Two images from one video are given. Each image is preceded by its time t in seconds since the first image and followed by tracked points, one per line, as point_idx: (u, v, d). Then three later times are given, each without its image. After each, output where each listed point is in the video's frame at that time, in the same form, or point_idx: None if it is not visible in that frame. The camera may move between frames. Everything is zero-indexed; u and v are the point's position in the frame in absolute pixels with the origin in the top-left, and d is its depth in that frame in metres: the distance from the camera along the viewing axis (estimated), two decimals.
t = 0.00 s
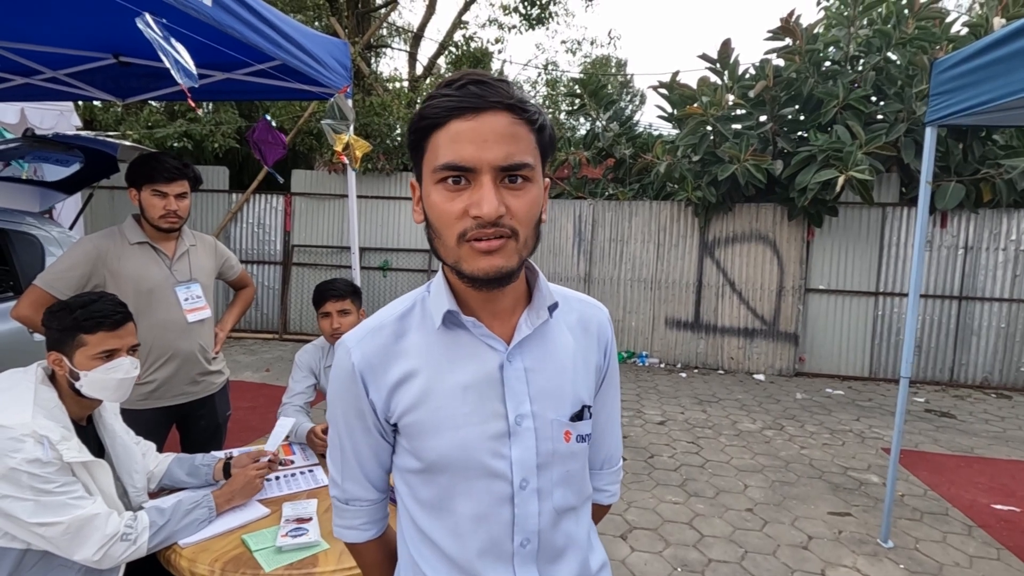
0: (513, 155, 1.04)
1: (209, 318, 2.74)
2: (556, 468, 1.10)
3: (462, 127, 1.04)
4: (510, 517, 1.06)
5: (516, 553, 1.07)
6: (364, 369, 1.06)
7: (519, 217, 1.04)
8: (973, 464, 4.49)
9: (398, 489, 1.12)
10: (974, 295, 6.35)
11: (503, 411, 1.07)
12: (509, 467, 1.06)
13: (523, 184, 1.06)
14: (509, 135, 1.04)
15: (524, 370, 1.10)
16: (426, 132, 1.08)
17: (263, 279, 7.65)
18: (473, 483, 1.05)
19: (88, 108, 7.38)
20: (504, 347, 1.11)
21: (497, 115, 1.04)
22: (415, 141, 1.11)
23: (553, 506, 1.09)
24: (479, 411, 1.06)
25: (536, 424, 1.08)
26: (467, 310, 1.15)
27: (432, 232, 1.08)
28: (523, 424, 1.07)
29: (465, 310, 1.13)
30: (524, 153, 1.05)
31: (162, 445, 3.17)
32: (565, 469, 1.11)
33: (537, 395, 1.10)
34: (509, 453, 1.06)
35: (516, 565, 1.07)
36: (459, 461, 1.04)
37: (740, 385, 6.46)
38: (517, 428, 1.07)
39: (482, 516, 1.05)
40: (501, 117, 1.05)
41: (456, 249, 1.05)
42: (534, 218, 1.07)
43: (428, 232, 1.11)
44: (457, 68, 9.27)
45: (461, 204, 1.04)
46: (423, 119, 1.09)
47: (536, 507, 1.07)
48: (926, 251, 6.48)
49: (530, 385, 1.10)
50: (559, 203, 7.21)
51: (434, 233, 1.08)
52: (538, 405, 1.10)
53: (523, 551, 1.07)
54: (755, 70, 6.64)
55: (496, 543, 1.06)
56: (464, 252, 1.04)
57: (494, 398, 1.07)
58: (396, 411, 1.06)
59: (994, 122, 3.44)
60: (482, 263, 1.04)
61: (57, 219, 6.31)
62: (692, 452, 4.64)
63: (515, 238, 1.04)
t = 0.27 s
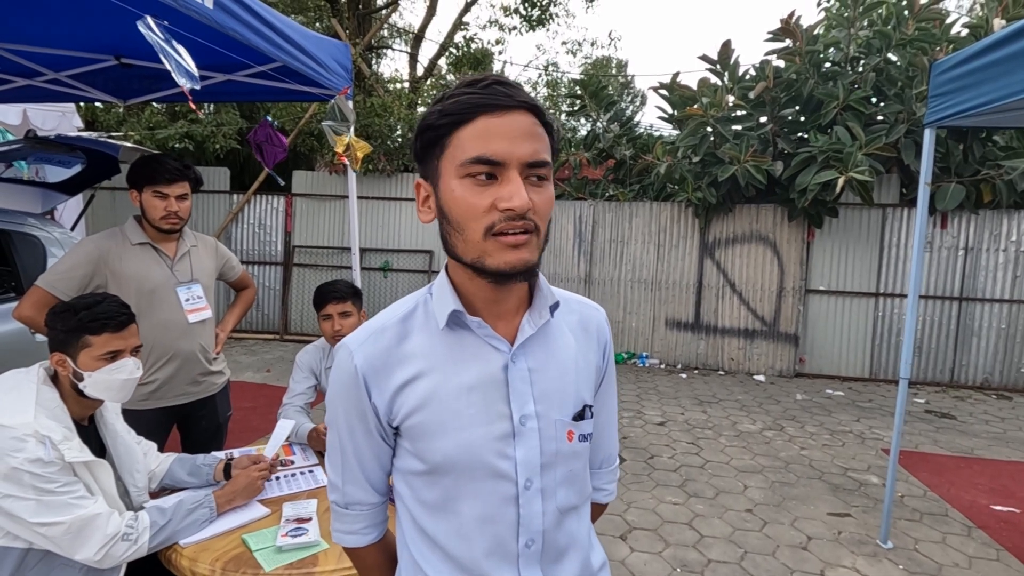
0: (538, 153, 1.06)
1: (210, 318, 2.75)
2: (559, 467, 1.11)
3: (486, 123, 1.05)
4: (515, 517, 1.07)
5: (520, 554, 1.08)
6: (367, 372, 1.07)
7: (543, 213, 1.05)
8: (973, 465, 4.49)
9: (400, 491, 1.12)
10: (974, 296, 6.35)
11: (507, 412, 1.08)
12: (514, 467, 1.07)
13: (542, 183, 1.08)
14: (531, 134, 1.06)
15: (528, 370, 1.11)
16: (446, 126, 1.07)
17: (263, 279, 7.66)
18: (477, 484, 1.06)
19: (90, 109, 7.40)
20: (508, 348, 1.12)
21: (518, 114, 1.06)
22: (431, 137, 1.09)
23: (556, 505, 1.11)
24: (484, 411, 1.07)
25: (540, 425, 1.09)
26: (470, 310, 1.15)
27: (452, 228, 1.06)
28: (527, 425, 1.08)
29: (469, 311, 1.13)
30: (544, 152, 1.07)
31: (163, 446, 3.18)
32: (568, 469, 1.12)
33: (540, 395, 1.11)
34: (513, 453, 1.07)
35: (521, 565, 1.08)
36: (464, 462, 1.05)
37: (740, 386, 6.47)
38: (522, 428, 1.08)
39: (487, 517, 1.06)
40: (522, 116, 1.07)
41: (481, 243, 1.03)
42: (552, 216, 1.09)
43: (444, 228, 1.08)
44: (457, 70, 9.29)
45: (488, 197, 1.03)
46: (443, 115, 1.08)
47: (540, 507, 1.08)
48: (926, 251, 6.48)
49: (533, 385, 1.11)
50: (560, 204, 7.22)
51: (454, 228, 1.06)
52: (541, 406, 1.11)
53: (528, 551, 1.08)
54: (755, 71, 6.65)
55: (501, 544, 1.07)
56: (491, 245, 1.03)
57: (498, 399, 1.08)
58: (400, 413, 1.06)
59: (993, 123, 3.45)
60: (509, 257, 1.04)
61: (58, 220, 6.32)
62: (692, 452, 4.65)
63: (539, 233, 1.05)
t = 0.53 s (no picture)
0: (543, 149, 1.08)
1: (209, 319, 2.76)
2: (562, 466, 1.12)
3: (495, 120, 1.06)
4: (521, 519, 1.07)
5: (528, 555, 1.08)
6: (367, 378, 1.04)
7: (552, 204, 1.07)
8: (973, 466, 4.49)
9: (399, 498, 1.10)
10: (974, 297, 6.35)
11: (511, 414, 1.08)
12: (519, 469, 1.07)
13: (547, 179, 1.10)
14: (534, 132, 1.09)
15: (529, 372, 1.12)
16: (453, 124, 1.07)
17: (264, 280, 7.67)
18: (483, 487, 1.05)
19: (91, 111, 7.42)
20: (509, 349, 1.12)
21: (521, 113, 1.09)
22: (436, 135, 1.08)
23: (559, 504, 1.12)
24: (488, 414, 1.06)
25: (542, 425, 1.10)
26: (473, 310, 1.14)
27: (466, 223, 1.05)
28: (531, 426, 1.08)
29: (471, 313, 1.13)
30: (548, 149, 1.10)
31: (163, 446, 3.19)
32: (570, 467, 1.14)
33: (541, 396, 1.12)
34: (518, 455, 1.07)
35: (527, 567, 1.08)
36: (470, 466, 1.04)
37: (740, 387, 6.47)
38: (526, 429, 1.08)
39: (494, 519, 1.06)
40: (524, 115, 1.09)
41: (500, 234, 1.02)
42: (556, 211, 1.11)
43: (454, 225, 1.06)
44: (458, 70, 9.30)
45: (504, 189, 1.03)
46: (449, 113, 1.08)
47: (546, 507, 1.09)
48: (926, 252, 6.49)
49: (534, 387, 1.12)
50: (560, 205, 7.23)
51: (468, 223, 1.04)
52: (543, 406, 1.12)
53: (535, 552, 1.08)
54: (755, 72, 6.66)
55: (507, 546, 1.06)
56: (509, 236, 1.02)
57: (501, 402, 1.08)
58: (401, 420, 1.05)
59: (993, 124, 3.44)
60: (527, 246, 1.03)
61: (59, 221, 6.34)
62: (691, 453, 4.65)
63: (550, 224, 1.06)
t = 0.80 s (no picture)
0: (537, 145, 1.09)
1: (209, 319, 2.76)
2: (560, 465, 1.12)
3: (490, 116, 1.06)
4: (520, 520, 1.07)
5: (526, 556, 1.07)
6: (364, 381, 1.04)
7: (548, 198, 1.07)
8: (974, 467, 4.48)
9: (396, 499, 1.10)
10: (975, 298, 6.34)
11: (508, 415, 1.08)
12: (517, 470, 1.07)
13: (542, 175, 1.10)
14: (527, 128, 1.09)
15: (526, 372, 1.11)
16: (448, 121, 1.07)
17: (264, 280, 7.67)
18: (481, 488, 1.05)
19: (92, 111, 7.43)
20: (506, 348, 1.12)
21: (514, 110, 1.09)
22: (431, 133, 1.08)
23: (557, 503, 1.12)
24: (486, 416, 1.06)
25: (540, 425, 1.10)
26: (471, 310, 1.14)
27: (464, 219, 1.04)
28: (528, 426, 1.08)
29: (469, 311, 1.12)
30: (542, 145, 1.10)
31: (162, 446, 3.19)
32: (568, 466, 1.13)
33: (539, 396, 1.12)
34: (516, 455, 1.07)
35: (526, 567, 1.08)
36: (468, 468, 1.03)
37: (741, 387, 6.46)
38: (523, 430, 1.07)
39: (492, 520, 1.05)
40: (518, 113, 1.10)
41: (499, 229, 1.02)
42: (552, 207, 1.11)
43: (451, 222, 1.06)
44: (459, 71, 9.31)
45: (502, 183, 1.03)
46: (444, 111, 1.08)
47: (544, 507, 1.08)
48: (927, 253, 6.48)
49: (532, 387, 1.12)
50: (560, 205, 7.23)
51: (466, 219, 1.04)
52: (541, 406, 1.12)
53: (534, 553, 1.08)
54: (756, 72, 6.66)
55: (506, 547, 1.06)
56: (508, 230, 1.02)
57: (499, 402, 1.08)
58: (398, 422, 1.04)
59: (994, 125, 3.44)
60: (527, 240, 1.03)
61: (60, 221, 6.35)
62: (692, 454, 4.65)
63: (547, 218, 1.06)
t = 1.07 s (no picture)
0: (529, 146, 1.08)
1: (210, 320, 2.76)
2: (556, 465, 1.12)
3: (483, 117, 1.06)
4: (516, 521, 1.07)
5: (524, 557, 1.07)
6: (356, 386, 1.03)
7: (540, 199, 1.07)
8: (976, 468, 4.48)
9: (390, 504, 1.09)
10: (977, 298, 6.33)
11: (503, 416, 1.07)
12: (513, 471, 1.06)
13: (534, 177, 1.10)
14: (519, 129, 1.09)
15: (521, 372, 1.11)
16: (440, 122, 1.06)
17: (265, 281, 7.67)
18: (477, 491, 1.04)
19: (93, 112, 7.44)
20: (499, 349, 1.11)
21: (506, 111, 1.09)
22: (423, 134, 1.07)
23: (553, 503, 1.11)
24: (480, 418, 1.06)
25: (535, 425, 1.09)
26: (463, 312, 1.13)
27: (455, 220, 1.04)
28: (523, 426, 1.07)
29: (461, 314, 1.12)
30: (534, 146, 1.10)
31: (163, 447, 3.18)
32: (564, 465, 1.13)
33: (534, 396, 1.11)
34: (512, 456, 1.06)
35: (523, 568, 1.07)
36: (463, 470, 1.03)
37: (742, 388, 6.45)
38: (518, 430, 1.07)
39: (489, 523, 1.05)
40: (510, 113, 1.10)
41: (492, 230, 1.02)
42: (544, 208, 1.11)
43: (443, 223, 1.05)
44: (459, 72, 9.31)
45: (494, 185, 1.02)
46: (436, 111, 1.07)
47: (541, 507, 1.08)
48: (928, 254, 6.47)
49: (526, 387, 1.11)
50: (561, 206, 7.23)
51: (458, 220, 1.03)
52: (536, 406, 1.11)
53: (531, 554, 1.07)
54: (757, 73, 6.66)
55: (503, 549, 1.06)
56: (501, 232, 1.02)
57: (494, 403, 1.07)
58: (392, 426, 1.04)
59: (997, 125, 3.43)
60: (519, 241, 1.03)
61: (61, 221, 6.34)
62: (693, 455, 4.64)
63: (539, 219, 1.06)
